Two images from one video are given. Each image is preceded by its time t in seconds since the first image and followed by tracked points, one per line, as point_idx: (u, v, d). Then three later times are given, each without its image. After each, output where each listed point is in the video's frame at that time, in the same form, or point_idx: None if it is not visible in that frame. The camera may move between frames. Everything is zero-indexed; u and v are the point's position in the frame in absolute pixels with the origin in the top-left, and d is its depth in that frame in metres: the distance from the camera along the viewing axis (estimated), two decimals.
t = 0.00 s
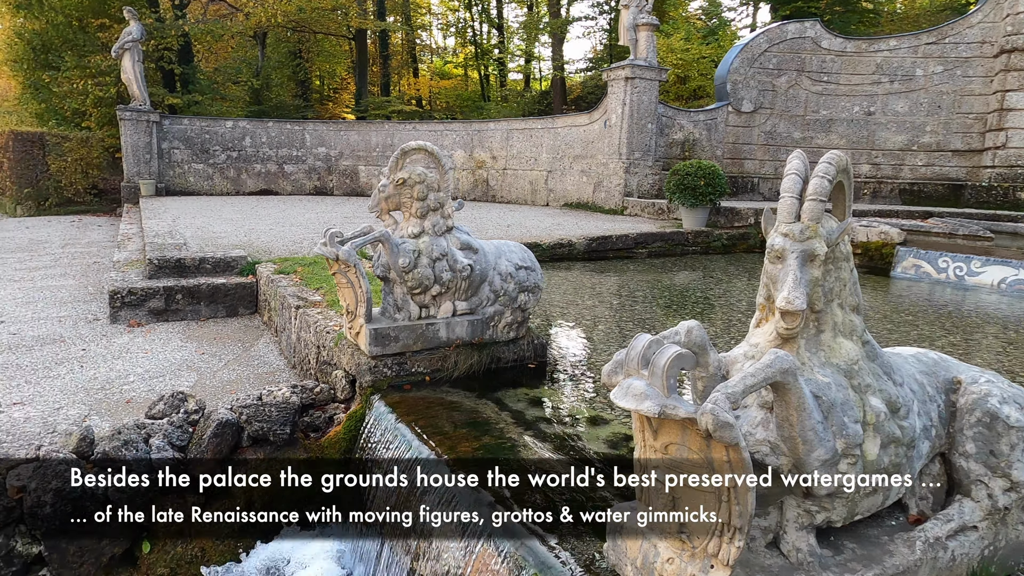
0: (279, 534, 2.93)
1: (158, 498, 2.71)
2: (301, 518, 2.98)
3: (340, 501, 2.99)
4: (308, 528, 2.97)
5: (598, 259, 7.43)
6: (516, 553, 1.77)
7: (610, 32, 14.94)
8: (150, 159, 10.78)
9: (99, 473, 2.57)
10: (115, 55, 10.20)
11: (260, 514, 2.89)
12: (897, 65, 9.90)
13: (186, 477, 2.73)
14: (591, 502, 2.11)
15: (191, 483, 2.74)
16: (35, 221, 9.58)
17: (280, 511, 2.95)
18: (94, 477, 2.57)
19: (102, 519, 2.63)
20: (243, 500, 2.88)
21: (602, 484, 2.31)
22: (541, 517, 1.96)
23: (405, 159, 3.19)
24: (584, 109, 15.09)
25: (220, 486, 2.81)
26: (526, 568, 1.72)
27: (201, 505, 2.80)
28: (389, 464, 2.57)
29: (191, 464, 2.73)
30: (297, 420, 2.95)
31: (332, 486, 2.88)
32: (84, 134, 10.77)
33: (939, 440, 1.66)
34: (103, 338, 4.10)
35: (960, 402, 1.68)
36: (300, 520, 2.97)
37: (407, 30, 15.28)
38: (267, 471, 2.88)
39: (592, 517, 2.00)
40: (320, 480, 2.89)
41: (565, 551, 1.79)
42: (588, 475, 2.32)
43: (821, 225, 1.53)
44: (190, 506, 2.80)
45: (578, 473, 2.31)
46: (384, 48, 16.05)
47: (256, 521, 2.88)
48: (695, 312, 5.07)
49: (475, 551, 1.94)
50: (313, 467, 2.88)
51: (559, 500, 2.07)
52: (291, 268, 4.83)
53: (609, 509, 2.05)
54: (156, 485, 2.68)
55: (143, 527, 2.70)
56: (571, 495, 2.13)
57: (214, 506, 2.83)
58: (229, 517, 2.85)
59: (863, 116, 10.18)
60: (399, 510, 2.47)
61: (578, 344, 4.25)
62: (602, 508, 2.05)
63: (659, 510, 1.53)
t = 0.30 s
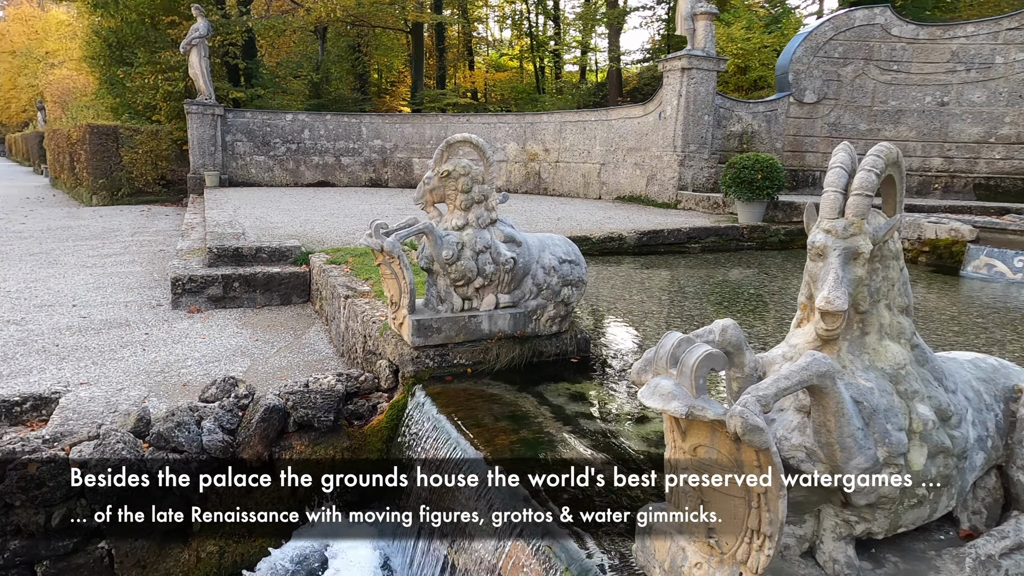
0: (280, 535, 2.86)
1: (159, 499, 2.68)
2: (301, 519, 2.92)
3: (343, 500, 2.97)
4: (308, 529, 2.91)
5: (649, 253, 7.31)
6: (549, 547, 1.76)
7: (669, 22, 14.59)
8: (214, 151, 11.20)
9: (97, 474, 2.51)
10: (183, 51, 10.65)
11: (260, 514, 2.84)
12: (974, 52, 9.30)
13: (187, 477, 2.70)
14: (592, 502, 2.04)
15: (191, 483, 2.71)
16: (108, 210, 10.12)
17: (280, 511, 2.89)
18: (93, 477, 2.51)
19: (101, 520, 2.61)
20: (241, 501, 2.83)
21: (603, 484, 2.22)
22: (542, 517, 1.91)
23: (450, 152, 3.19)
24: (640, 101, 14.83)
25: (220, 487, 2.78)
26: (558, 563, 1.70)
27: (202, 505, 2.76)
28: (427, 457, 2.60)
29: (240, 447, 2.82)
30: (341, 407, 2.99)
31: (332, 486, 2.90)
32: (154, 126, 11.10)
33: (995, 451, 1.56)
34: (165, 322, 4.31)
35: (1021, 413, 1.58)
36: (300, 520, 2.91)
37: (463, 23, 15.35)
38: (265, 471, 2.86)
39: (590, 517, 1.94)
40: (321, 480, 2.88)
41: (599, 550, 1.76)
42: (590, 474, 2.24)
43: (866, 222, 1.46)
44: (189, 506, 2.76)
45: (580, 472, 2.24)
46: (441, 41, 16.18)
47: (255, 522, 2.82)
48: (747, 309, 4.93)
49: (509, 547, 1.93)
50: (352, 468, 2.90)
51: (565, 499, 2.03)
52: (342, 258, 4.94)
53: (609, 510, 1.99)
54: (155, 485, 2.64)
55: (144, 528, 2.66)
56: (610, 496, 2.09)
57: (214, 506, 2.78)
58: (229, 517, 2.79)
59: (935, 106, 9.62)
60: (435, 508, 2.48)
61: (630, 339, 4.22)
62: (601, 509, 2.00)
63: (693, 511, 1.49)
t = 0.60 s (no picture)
0: (283, 534, 2.71)
1: (158, 498, 2.65)
2: (301, 520, 2.79)
3: (342, 500, 2.91)
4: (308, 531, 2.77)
5: (693, 251, 7.19)
6: (578, 545, 1.77)
7: (720, 14, 14.25)
8: (266, 147, 11.52)
9: (98, 474, 2.59)
10: (238, 50, 10.99)
11: (259, 514, 2.72)
12: None
13: (187, 477, 2.68)
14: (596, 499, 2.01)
15: (191, 483, 2.69)
16: (166, 204, 10.55)
17: (280, 511, 2.77)
18: (93, 477, 2.59)
19: (102, 520, 2.57)
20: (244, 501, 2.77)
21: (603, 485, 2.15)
22: (541, 517, 1.99)
23: (490, 147, 3.19)
24: (688, 95, 14.55)
25: (220, 487, 2.75)
26: (588, 562, 1.70)
27: (201, 504, 2.70)
28: (462, 453, 2.63)
29: (282, 436, 2.87)
30: (380, 400, 3.04)
31: (332, 485, 2.87)
32: (210, 123, 11.53)
33: None
34: (216, 313, 4.47)
35: None
36: (300, 521, 2.78)
37: (510, 19, 15.35)
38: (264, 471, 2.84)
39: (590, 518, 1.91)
40: (320, 480, 2.87)
41: (632, 551, 1.75)
42: (590, 473, 2.18)
43: (909, 221, 1.42)
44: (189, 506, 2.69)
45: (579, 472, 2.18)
46: (488, 37, 16.22)
47: (254, 522, 2.70)
48: (794, 310, 4.80)
49: (541, 545, 1.94)
50: (378, 468, 2.91)
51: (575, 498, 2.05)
52: (386, 253, 5.03)
53: (607, 510, 1.96)
54: (156, 485, 2.64)
55: (142, 529, 2.60)
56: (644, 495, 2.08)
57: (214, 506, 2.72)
58: (228, 518, 2.69)
59: (1002, 100, 9.15)
60: (468, 507, 2.51)
61: (671, 338, 4.16)
62: (599, 509, 1.96)
63: (722, 513, 1.47)
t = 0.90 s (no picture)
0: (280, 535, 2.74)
1: (159, 498, 2.65)
2: (300, 520, 2.80)
3: (341, 500, 2.90)
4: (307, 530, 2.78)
5: (745, 250, 7.02)
6: (617, 544, 1.77)
7: (779, 7, 13.83)
8: (322, 144, 11.83)
9: (97, 474, 2.58)
10: (296, 49, 11.31)
11: (260, 514, 2.74)
12: None
13: (187, 477, 2.65)
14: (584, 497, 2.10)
15: (191, 483, 2.66)
16: (227, 199, 10.98)
17: (279, 511, 2.78)
18: (93, 477, 2.57)
19: (101, 520, 2.60)
20: (242, 501, 2.75)
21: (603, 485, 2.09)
22: (541, 517, 2.26)
23: (536, 144, 3.22)
24: (744, 92, 14.19)
25: (220, 487, 2.70)
26: (626, 560, 1.70)
27: (200, 505, 2.69)
28: (503, 449, 2.66)
29: (329, 425, 2.89)
30: (424, 393, 3.09)
31: (332, 485, 2.86)
32: (268, 121, 11.95)
33: None
34: (269, 304, 4.64)
35: None
36: (299, 522, 2.79)
37: (562, 15, 15.29)
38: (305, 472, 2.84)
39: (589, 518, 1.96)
40: (320, 480, 2.84)
41: (670, 549, 1.74)
42: (591, 472, 2.12)
43: (965, 218, 1.37)
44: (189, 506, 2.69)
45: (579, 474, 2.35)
46: (540, 34, 16.20)
47: (256, 522, 2.73)
48: (850, 312, 4.64)
49: (579, 543, 1.95)
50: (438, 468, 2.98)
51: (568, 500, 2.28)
52: (434, 248, 5.11)
53: (609, 509, 1.92)
54: (156, 485, 2.62)
55: (142, 529, 2.64)
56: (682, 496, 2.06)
57: (213, 507, 2.71)
58: (228, 518, 2.72)
59: None
60: (509, 505, 2.53)
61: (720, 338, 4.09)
62: (599, 508, 1.94)
63: (760, 515, 1.45)
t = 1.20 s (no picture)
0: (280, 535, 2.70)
1: (160, 498, 2.61)
2: (301, 520, 2.74)
3: (343, 500, 2.83)
4: (307, 531, 2.73)
5: (793, 252, 6.84)
6: (656, 546, 1.75)
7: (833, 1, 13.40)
8: (367, 142, 12.02)
9: (97, 474, 2.57)
10: (343, 49, 11.52)
11: (260, 514, 2.70)
12: None
13: (187, 477, 2.62)
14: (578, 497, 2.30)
15: (191, 483, 2.62)
16: (276, 196, 11.29)
17: (280, 511, 2.73)
18: (93, 477, 2.57)
19: (102, 520, 2.58)
20: (242, 502, 2.70)
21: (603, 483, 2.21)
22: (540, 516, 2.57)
23: (580, 143, 3.20)
24: (794, 89, 13.83)
25: (220, 487, 2.65)
26: (665, 563, 1.69)
27: (202, 505, 2.65)
28: (543, 450, 2.66)
29: (371, 420, 2.88)
30: (467, 390, 3.18)
31: (333, 486, 2.80)
32: (316, 120, 12.24)
33: None
34: (315, 300, 4.75)
35: None
36: (300, 521, 2.73)
37: (607, 12, 15.18)
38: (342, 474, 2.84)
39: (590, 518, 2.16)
40: (320, 480, 2.79)
41: (711, 554, 1.72)
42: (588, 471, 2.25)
43: None
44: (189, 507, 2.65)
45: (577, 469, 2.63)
46: (585, 31, 16.12)
47: (255, 522, 2.69)
48: (904, 317, 4.47)
49: (618, 544, 1.94)
50: (473, 466, 2.97)
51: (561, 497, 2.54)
52: (477, 246, 5.15)
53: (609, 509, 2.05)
54: (156, 485, 2.59)
55: (143, 529, 2.60)
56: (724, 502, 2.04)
57: (214, 506, 2.66)
58: (229, 518, 2.68)
59: None
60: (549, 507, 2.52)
61: (765, 341, 4.00)
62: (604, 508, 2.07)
63: (806, 525, 1.42)
